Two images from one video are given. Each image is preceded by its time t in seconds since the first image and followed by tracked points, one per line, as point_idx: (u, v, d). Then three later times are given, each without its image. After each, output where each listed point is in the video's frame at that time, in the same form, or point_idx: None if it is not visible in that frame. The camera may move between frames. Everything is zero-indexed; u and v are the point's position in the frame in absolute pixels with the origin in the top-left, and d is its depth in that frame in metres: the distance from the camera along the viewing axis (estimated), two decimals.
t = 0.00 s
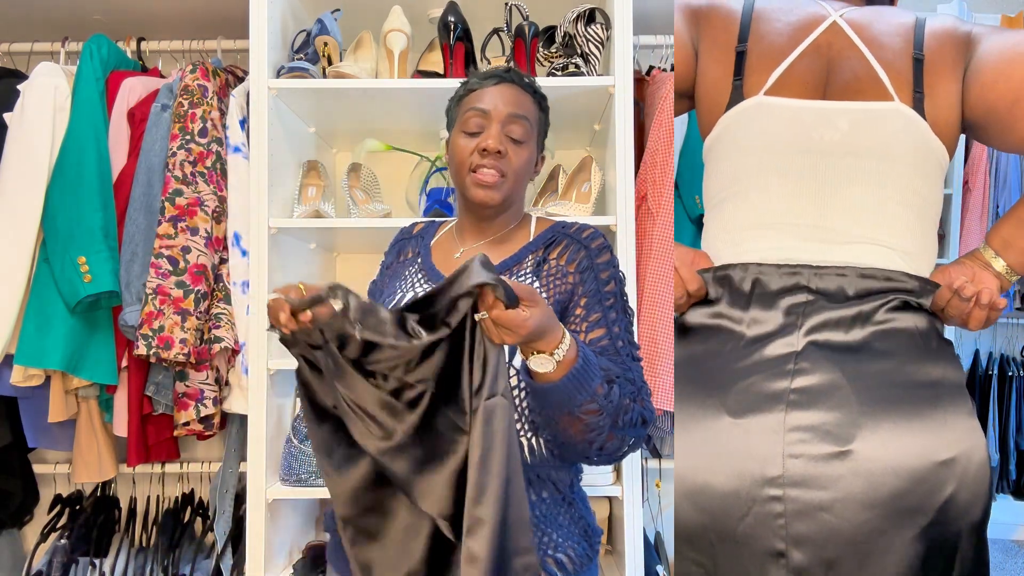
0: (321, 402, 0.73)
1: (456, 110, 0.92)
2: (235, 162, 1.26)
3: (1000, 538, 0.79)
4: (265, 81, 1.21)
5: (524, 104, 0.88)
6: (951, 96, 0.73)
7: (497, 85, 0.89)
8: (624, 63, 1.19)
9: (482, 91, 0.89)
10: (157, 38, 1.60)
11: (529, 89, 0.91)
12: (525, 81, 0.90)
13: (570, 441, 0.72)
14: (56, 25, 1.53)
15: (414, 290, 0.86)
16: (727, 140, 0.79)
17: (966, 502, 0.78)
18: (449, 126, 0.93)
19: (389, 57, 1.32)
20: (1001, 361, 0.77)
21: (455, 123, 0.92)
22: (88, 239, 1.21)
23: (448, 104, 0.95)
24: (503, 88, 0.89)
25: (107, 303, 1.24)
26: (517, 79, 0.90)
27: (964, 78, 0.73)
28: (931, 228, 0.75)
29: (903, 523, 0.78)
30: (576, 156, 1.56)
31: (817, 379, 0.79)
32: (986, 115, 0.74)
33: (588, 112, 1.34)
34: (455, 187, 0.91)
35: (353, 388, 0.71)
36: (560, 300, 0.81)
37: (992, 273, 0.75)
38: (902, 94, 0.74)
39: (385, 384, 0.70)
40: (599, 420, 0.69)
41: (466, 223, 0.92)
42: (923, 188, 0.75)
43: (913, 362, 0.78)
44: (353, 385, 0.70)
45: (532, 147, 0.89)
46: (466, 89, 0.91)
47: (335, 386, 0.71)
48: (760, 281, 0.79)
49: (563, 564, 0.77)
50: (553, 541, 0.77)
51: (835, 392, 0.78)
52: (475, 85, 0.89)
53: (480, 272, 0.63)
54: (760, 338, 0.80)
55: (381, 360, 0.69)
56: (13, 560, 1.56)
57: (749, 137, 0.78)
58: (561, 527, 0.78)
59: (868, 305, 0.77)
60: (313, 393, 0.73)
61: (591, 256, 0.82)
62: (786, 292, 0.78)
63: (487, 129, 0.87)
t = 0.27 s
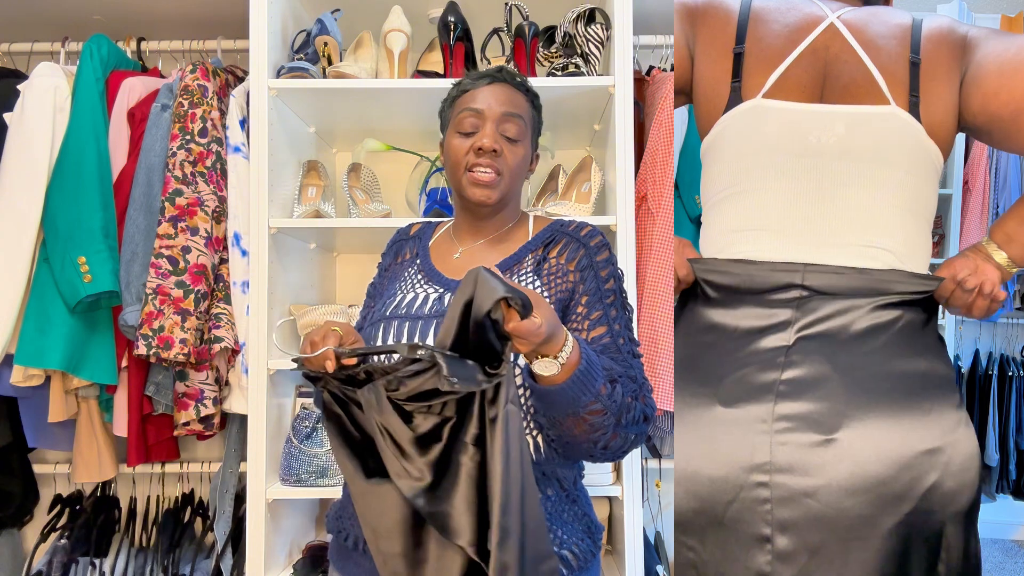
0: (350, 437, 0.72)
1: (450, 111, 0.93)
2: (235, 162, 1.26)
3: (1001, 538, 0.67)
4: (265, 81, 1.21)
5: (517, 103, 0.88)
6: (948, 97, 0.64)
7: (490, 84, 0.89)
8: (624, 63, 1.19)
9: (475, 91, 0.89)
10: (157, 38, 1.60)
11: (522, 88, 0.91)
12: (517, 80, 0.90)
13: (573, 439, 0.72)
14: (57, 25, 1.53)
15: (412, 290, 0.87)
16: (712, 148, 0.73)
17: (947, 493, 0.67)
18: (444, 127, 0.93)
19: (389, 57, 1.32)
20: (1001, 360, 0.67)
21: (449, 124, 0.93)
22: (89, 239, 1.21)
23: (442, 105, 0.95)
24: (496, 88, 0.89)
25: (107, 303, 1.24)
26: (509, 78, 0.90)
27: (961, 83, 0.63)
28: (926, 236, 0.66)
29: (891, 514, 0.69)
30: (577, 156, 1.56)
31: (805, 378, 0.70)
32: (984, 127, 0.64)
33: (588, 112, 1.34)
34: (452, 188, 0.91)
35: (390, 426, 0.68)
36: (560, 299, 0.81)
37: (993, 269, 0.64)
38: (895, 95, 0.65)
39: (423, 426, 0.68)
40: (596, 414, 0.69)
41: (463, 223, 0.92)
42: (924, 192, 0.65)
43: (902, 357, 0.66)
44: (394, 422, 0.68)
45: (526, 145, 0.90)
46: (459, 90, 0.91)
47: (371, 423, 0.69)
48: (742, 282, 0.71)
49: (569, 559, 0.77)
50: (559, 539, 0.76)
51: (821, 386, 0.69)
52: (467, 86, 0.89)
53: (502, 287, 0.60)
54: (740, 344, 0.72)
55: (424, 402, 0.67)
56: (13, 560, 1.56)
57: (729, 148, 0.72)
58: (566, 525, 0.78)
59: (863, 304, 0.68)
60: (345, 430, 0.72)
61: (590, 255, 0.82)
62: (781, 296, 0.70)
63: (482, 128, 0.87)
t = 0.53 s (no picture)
0: (353, 443, 0.73)
1: (443, 112, 0.92)
2: (235, 162, 1.26)
3: (1000, 538, 0.67)
4: (265, 81, 1.21)
5: (511, 101, 0.88)
6: (919, 109, 0.65)
7: (483, 84, 0.89)
8: (624, 63, 1.19)
9: (468, 91, 0.89)
10: (157, 38, 1.60)
11: (514, 87, 0.91)
12: (508, 78, 0.90)
13: (577, 437, 0.72)
14: (58, 25, 1.53)
15: (413, 292, 0.87)
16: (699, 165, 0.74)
17: (921, 499, 0.68)
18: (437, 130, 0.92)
19: (389, 57, 1.32)
20: (1001, 360, 0.67)
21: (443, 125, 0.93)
22: (89, 239, 1.21)
23: (435, 106, 0.95)
24: (489, 87, 0.89)
25: (107, 303, 1.24)
26: (501, 77, 0.90)
27: (935, 90, 0.64)
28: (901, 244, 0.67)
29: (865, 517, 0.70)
30: (577, 156, 1.56)
31: (784, 384, 0.71)
32: (962, 137, 0.63)
33: (588, 112, 1.34)
34: (449, 189, 0.91)
35: (398, 429, 0.68)
36: (562, 298, 0.81)
37: (962, 262, 0.65)
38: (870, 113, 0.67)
39: (433, 431, 0.68)
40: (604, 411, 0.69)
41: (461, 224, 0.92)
42: (901, 200, 0.66)
43: (871, 369, 0.68)
44: (403, 426, 0.68)
45: (522, 142, 0.89)
46: (451, 92, 0.91)
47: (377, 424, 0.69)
48: (728, 287, 0.73)
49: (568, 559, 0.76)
50: (562, 537, 0.76)
51: (798, 396, 0.71)
52: (459, 86, 0.89)
53: (520, 302, 0.58)
54: (720, 358, 0.74)
55: (433, 405, 0.68)
56: (13, 560, 1.56)
57: (712, 172, 0.73)
58: (569, 523, 0.78)
59: (837, 311, 0.69)
60: (350, 432, 0.73)
61: (592, 255, 0.82)
62: (762, 303, 0.72)
63: (477, 128, 0.87)
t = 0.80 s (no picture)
0: (347, 453, 0.73)
1: (430, 118, 0.92)
2: (235, 162, 1.26)
3: (999, 539, 0.73)
4: (265, 81, 1.21)
5: (495, 100, 0.88)
6: (891, 131, 0.74)
7: (465, 86, 0.89)
8: (624, 63, 1.19)
9: (451, 96, 0.88)
10: (157, 38, 1.60)
11: (495, 85, 0.91)
12: (488, 76, 0.90)
13: (580, 447, 0.74)
14: (58, 25, 1.53)
15: (411, 294, 0.86)
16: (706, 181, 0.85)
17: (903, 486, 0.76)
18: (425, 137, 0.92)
19: (389, 57, 1.32)
20: (1001, 361, 0.70)
21: (430, 130, 0.92)
22: (89, 239, 1.21)
23: (419, 112, 0.95)
24: (472, 88, 0.88)
25: (107, 303, 1.24)
26: (481, 76, 0.90)
27: (907, 106, 0.72)
28: (889, 252, 0.75)
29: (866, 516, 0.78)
30: (577, 156, 1.56)
31: (767, 376, 0.81)
32: (923, 168, 0.72)
33: (588, 112, 1.34)
34: (442, 191, 0.91)
35: (394, 440, 0.68)
36: (563, 300, 0.82)
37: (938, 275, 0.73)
38: (842, 133, 0.76)
39: (428, 449, 0.68)
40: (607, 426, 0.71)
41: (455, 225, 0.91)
42: (880, 213, 0.76)
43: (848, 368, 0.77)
44: (400, 438, 0.68)
45: (512, 139, 0.89)
46: (434, 97, 0.90)
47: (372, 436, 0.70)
48: (723, 289, 0.84)
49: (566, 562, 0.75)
50: (561, 536, 0.76)
51: (777, 389, 0.81)
52: (442, 91, 0.88)
53: (532, 320, 0.59)
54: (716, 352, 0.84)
55: (430, 419, 0.68)
56: (13, 560, 1.56)
57: (719, 187, 0.84)
58: (569, 522, 0.78)
59: (819, 317, 0.78)
60: (346, 440, 0.74)
61: (591, 260, 0.83)
62: (750, 305, 0.82)
63: (465, 130, 0.87)
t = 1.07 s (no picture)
0: (315, 434, 0.76)
1: (418, 115, 0.90)
2: (235, 162, 1.26)
3: (1001, 538, 0.81)
4: (265, 81, 1.21)
5: (486, 99, 0.88)
6: (883, 159, 0.77)
7: (455, 85, 0.88)
8: (624, 63, 1.19)
9: (441, 94, 0.87)
10: (157, 38, 1.60)
11: (486, 85, 0.90)
12: (479, 76, 0.89)
13: (581, 451, 0.77)
14: (58, 25, 1.53)
15: (404, 295, 0.87)
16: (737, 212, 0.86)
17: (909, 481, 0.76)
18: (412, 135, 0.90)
19: (389, 57, 1.32)
20: (1001, 361, 0.78)
21: (418, 128, 0.91)
22: (89, 239, 1.21)
23: (407, 111, 0.93)
24: (463, 88, 0.88)
25: (107, 303, 1.24)
26: (472, 76, 0.89)
27: (901, 137, 0.76)
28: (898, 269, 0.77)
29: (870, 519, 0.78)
30: (577, 156, 1.56)
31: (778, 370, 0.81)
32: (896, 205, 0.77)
33: (588, 112, 1.34)
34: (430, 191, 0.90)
35: (371, 416, 0.73)
36: (557, 302, 0.87)
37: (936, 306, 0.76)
38: (842, 167, 0.79)
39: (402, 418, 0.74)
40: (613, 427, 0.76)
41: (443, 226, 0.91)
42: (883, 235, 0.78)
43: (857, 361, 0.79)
44: (376, 415, 0.73)
45: (501, 139, 0.89)
46: (423, 96, 0.89)
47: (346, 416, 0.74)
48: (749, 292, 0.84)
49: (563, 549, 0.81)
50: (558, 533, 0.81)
51: (791, 375, 0.82)
52: (432, 90, 0.87)
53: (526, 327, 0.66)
54: (742, 347, 0.85)
55: (401, 395, 0.73)
56: (13, 560, 1.56)
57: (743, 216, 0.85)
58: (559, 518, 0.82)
59: (832, 319, 0.79)
60: (315, 424, 0.76)
61: (582, 264, 0.88)
62: (774, 308, 0.82)
63: (455, 130, 0.86)
